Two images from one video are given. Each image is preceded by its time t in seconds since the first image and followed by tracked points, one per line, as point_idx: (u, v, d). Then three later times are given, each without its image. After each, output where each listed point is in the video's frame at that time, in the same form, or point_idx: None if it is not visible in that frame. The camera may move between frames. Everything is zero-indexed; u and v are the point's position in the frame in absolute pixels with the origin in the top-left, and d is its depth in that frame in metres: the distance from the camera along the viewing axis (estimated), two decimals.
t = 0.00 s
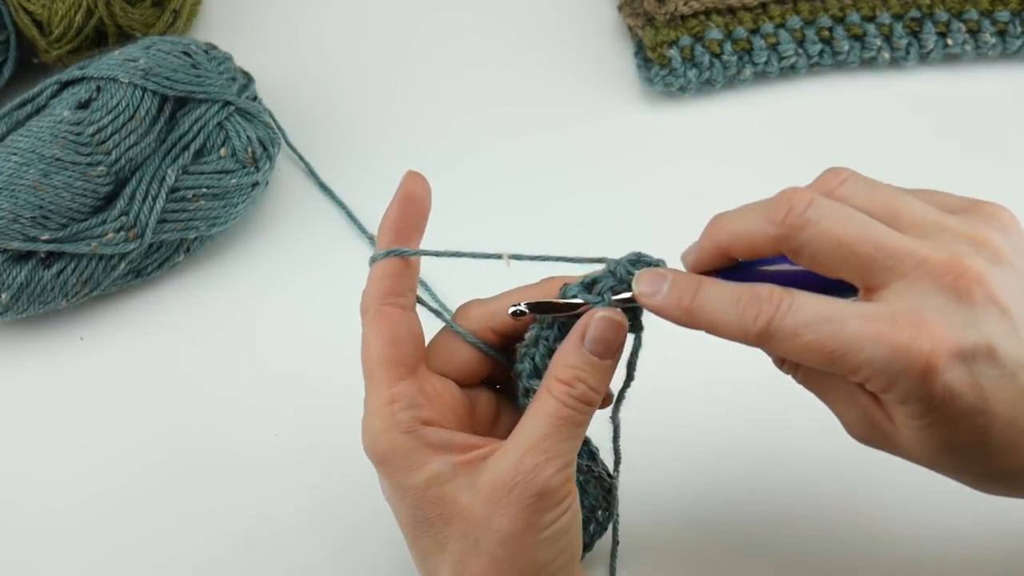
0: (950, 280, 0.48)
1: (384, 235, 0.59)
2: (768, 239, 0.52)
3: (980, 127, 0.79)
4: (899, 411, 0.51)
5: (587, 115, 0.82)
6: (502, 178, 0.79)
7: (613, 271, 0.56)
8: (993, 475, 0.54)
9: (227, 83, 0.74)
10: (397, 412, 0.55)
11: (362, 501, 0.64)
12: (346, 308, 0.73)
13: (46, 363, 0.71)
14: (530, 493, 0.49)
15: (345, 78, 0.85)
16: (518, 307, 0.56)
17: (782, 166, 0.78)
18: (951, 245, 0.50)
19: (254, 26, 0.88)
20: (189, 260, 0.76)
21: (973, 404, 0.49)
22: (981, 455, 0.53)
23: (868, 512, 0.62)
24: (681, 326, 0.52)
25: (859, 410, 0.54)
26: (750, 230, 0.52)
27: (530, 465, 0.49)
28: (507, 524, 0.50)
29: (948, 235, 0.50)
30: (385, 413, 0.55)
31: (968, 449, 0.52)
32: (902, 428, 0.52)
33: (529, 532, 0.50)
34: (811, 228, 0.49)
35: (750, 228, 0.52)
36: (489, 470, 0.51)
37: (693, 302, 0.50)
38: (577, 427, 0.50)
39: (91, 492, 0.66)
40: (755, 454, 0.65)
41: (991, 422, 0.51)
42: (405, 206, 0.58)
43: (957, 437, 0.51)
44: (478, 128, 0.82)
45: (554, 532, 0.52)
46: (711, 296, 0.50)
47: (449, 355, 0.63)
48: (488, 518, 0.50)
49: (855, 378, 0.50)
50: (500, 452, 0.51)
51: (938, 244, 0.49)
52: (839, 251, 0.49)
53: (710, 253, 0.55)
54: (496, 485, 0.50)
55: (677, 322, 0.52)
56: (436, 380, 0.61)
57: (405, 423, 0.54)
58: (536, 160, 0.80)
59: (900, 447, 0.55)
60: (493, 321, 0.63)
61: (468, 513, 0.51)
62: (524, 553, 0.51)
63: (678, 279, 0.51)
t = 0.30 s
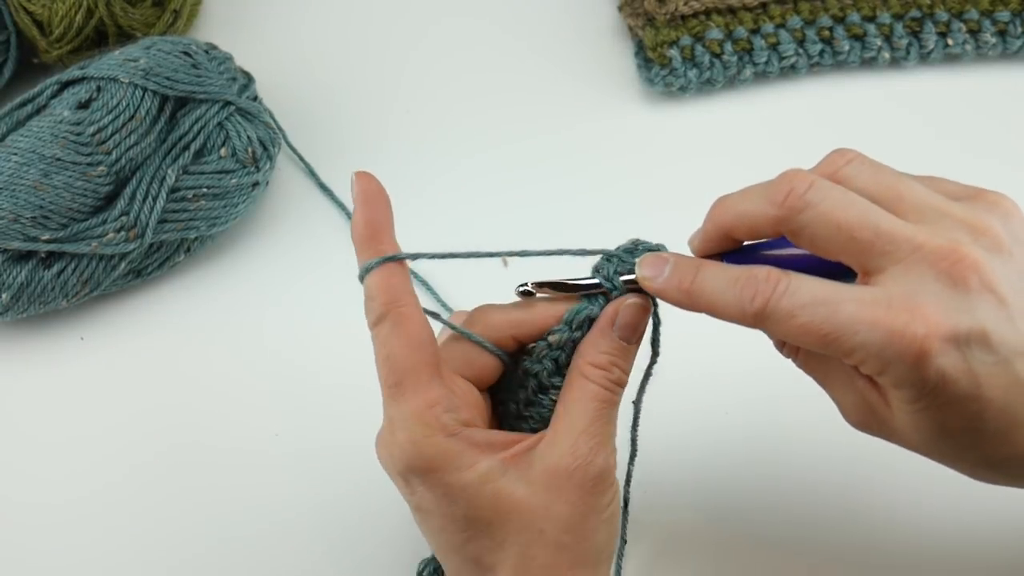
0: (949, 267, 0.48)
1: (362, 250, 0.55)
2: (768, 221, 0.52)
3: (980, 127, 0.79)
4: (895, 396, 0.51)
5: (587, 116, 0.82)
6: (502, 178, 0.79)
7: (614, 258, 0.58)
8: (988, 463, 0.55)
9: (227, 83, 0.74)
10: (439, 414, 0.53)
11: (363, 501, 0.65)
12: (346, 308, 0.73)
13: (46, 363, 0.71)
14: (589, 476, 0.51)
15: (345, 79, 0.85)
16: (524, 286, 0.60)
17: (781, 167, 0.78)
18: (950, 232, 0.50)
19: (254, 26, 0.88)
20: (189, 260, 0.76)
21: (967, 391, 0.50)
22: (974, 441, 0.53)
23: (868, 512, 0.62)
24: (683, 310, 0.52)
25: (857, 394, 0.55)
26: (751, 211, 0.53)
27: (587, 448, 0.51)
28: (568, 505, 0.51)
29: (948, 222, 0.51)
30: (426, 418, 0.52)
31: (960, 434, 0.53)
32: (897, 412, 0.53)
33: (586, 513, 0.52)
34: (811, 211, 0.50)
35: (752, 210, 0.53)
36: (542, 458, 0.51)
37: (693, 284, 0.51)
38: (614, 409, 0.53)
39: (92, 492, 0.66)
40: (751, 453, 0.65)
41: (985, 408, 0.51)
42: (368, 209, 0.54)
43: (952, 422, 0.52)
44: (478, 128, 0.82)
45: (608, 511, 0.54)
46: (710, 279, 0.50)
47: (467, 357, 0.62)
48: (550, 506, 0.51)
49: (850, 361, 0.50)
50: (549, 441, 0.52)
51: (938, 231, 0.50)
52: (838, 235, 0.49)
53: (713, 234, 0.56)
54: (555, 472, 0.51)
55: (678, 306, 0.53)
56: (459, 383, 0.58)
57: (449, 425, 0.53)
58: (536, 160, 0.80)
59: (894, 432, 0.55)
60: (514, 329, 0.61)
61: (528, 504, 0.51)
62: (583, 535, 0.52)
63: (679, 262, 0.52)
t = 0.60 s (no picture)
0: (926, 245, 0.50)
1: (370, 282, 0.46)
2: (750, 206, 0.56)
3: (980, 127, 0.79)
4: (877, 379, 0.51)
5: (587, 115, 0.82)
6: (502, 178, 0.79)
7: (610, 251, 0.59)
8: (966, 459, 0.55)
9: (227, 83, 0.74)
10: (480, 425, 0.49)
11: (362, 502, 0.65)
12: (347, 308, 0.73)
13: (46, 363, 0.71)
14: (628, 466, 0.53)
15: (345, 79, 0.85)
16: (518, 269, 0.61)
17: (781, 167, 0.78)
18: (924, 220, 0.52)
19: (254, 26, 0.88)
20: (189, 260, 0.76)
21: (949, 372, 0.50)
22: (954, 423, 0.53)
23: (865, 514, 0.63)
24: (671, 285, 0.56)
25: (844, 391, 0.55)
26: (734, 204, 0.57)
27: (625, 438, 0.53)
28: (613, 497, 0.53)
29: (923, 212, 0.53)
30: (465, 431, 0.49)
31: (941, 414, 0.52)
32: (883, 400, 0.53)
33: (628, 504, 0.54)
34: (789, 193, 0.53)
35: (735, 201, 0.57)
36: (583, 452, 0.52)
37: (681, 256, 0.55)
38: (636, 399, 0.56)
39: (92, 493, 0.66)
40: (744, 452, 0.66)
41: (963, 386, 0.50)
42: (363, 232, 0.44)
43: (935, 407, 0.51)
44: (478, 128, 0.82)
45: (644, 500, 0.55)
46: (698, 250, 0.54)
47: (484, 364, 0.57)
48: (598, 500, 0.52)
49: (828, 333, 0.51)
50: (586, 436, 0.53)
51: (913, 217, 0.52)
52: (816, 214, 0.52)
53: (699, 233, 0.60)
54: (599, 466, 0.52)
55: (671, 283, 0.56)
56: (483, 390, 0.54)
57: (491, 435, 0.49)
58: (536, 160, 0.80)
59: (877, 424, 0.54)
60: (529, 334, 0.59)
61: (578, 501, 0.51)
62: (624, 528, 0.54)
63: (667, 244, 0.56)
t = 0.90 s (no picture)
0: (919, 219, 0.52)
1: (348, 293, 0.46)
2: (747, 191, 0.58)
3: (980, 127, 0.79)
4: (879, 351, 0.51)
5: (587, 115, 0.82)
6: (501, 177, 0.79)
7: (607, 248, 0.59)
8: (967, 445, 0.55)
9: (227, 83, 0.74)
10: (472, 428, 0.49)
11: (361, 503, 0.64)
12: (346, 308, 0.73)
13: (46, 363, 0.71)
14: (631, 465, 0.52)
15: (345, 78, 0.85)
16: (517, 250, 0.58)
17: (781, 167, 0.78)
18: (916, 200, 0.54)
19: (254, 26, 0.88)
20: (189, 260, 0.76)
21: (954, 341, 0.50)
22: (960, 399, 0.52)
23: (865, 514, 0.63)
24: (672, 266, 0.56)
25: (847, 377, 0.55)
26: (729, 193, 0.59)
27: (629, 437, 0.52)
28: (613, 495, 0.52)
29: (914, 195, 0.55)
30: (456, 436, 0.49)
31: (948, 390, 0.52)
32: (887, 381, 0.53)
33: (630, 502, 0.53)
34: (785, 174, 0.56)
35: (733, 189, 0.59)
36: (585, 450, 0.52)
37: (682, 235, 0.55)
38: (642, 393, 0.55)
39: (91, 493, 0.66)
40: (743, 450, 0.66)
41: (968, 355, 0.51)
42: (339, 252, 0.44)
43: (939, 384, 0.51)
44: (477, 128, 0.82)
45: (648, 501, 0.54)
46: (697, 228, 0.55)
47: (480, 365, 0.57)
48: (597, 500, 0.51)
49: (829, 304, 0.51)
50: (588, 435, 0.52)
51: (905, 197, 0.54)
52: (811, 192, 0.55)
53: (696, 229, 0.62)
54: (600, 464, 0.51)
55: (672, 267, 0.57)
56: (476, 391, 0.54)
57: (485, 437, 0.50)
58: (536, 160, 0.80)
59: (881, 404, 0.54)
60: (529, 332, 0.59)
61: (577, 499, 0.51)
62: (626, 526, 0.53)
63: (664, 231, 0.57)
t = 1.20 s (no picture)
0: (929, 219, 0.51)
1: (330, 296, 0.57)
2: (756, 178, 0.58)
3: (980, 126, 0.79)
4: (883, 351, 0.52)
5: (587, 115, 0.82)
6: (501, 177, 0.79)
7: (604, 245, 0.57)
8: (969, 447, 0.55)
9: (227, 83, 0.74)
10: (424, 413, 0.53)
11: (361, 504, 0.64)
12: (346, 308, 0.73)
13: (46, 363, 0.71)
14: (586, 469, 0.50)
15: (345, 79, 0.85)
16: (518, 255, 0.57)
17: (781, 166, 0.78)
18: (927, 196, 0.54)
19: (254, 26, 0.88)
20: (189, 261, 0.76)
21: (957, 344, 0.50)
22: (961, 401, 0.53)
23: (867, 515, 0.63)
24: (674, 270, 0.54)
25: (846, 376, 0.56)
26: (737, 179, 0.59)
27: (583, 442, 0.50)
28: (563, 498, 0.51)
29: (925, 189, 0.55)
30: (408, 418, 0.53)
31: (949, 392, 0.52)
32: (887, 380, 0.53)
33: (588, 505, 0.51)
34: (798, 163, 0.55)
35: (739, 175, 0.59)
36: (538, 451, 0.51)
37: (682, 236, 0.53)
38: (615, 398, 0.52)
39: (91, 494, 0.66)
40: (744, 450, 0.66)
41: (973, 359, 0.51)
42: (306, 260, 0.58)
43: (941, 385, 0.51)
44: (477, 128, 0.82)
45: (613, 504, 0.53)
46: (700, 230, 0.53)
47: (467, 360, 0.63)
48: (548, 500, 0.51)
49: (836, 304, 0.51)
50: (544, 437, 0.51)
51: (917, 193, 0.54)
52: (821, 184, 0.54)
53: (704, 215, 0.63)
54: (551, 465, 0.50)
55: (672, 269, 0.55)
56: (449, 380, 0.59)
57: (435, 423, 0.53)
58: (536, 160, 0.80)
59: (881, 402, 0.54)
60: (511, 326, 0.64)
61: (525, 497, 0.51)
62: (583, 528, 0.52)
63: (663, 229, 0.55)
